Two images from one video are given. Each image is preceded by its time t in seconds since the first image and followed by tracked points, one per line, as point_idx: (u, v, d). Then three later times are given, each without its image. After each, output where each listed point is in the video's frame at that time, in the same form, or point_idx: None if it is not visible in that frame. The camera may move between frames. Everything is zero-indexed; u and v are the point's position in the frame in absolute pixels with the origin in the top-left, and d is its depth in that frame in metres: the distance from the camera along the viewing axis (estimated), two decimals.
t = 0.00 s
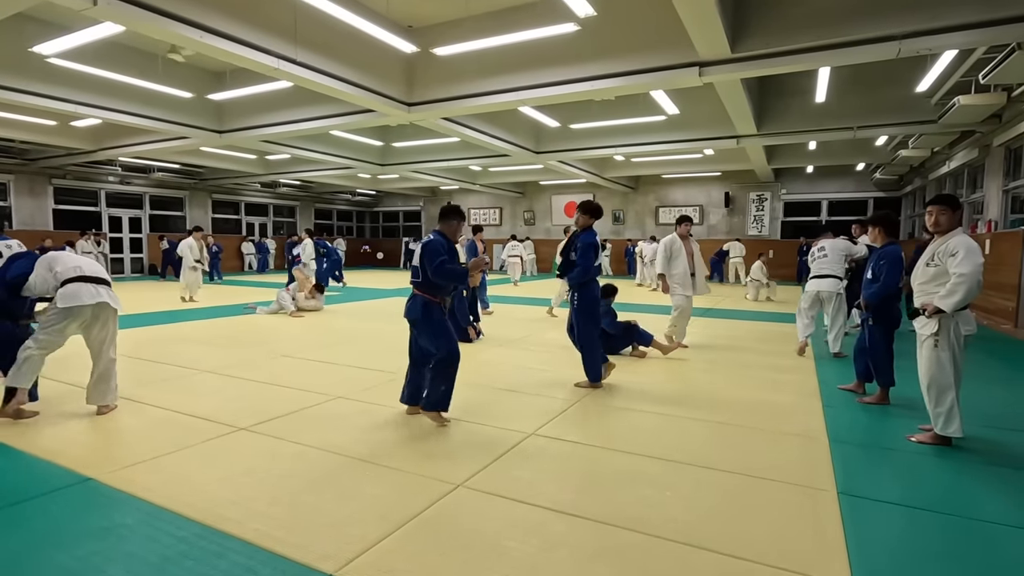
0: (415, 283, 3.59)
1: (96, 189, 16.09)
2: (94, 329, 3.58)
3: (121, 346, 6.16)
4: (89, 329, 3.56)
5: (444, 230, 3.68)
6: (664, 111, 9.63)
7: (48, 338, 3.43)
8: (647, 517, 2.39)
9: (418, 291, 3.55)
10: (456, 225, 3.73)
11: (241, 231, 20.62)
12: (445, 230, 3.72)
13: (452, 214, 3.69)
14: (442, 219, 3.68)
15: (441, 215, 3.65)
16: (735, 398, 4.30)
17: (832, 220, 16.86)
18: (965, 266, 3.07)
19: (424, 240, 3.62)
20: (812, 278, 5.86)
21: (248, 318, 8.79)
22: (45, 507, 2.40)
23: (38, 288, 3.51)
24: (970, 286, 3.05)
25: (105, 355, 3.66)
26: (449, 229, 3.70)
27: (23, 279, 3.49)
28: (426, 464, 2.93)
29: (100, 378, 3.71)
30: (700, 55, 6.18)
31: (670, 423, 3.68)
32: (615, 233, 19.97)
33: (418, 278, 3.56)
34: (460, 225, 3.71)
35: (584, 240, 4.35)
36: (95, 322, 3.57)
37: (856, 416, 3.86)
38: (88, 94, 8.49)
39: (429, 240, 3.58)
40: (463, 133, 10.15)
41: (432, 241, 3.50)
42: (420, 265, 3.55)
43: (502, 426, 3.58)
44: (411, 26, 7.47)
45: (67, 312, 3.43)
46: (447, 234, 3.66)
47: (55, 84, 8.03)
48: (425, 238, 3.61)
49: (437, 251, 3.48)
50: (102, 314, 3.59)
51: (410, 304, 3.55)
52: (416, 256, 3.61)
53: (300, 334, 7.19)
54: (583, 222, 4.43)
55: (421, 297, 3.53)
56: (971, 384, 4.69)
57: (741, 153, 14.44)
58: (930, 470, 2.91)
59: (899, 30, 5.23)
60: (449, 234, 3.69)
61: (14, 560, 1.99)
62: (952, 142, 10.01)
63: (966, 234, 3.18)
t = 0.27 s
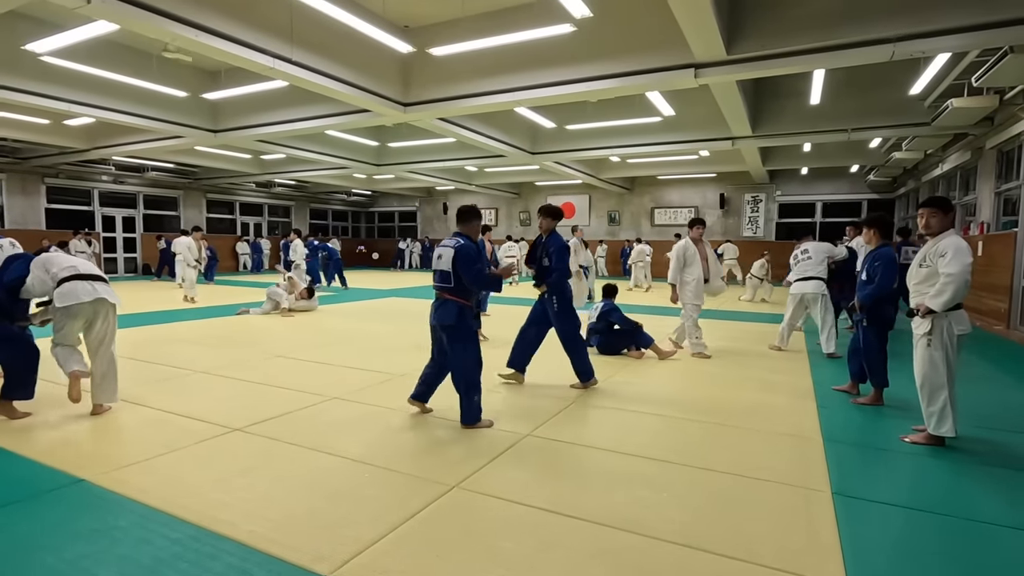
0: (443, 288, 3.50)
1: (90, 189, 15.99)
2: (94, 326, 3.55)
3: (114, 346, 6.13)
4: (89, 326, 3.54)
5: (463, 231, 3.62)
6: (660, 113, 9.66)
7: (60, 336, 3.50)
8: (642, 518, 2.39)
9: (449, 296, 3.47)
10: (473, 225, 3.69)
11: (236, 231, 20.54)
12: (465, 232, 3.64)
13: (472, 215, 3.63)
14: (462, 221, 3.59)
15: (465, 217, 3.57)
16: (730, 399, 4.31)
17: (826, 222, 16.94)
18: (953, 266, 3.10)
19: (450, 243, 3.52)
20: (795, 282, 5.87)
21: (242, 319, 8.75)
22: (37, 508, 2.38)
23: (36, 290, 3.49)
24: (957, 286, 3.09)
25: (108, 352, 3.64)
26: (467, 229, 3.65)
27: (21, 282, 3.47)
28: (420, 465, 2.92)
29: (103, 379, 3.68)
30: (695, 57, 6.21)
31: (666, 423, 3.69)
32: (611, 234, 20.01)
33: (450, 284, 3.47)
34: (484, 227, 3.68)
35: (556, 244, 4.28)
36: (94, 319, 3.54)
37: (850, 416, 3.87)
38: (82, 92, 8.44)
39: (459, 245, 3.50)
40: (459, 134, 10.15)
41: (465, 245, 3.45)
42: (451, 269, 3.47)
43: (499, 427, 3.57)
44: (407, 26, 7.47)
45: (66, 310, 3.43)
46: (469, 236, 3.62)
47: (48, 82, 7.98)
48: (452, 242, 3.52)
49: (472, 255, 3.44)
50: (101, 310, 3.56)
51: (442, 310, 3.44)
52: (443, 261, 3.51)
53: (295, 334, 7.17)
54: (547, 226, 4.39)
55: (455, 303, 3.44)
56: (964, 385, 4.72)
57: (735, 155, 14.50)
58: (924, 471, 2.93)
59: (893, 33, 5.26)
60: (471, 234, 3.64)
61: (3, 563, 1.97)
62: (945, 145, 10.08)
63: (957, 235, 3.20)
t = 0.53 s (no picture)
0: (473, 288, 3.50)
1: (83, 188, 15.89)
2: (80, 325, 3.53)
3: (108, 346, 6.09)
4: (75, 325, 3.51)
5: (481, 229, 3.64)
6: (656, 114, 9.68)
7: (47, 337, 3.52)
8: (639, 518, 2.39)
9: (482, 296, 3.50)
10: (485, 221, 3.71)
11: (231, 231, 20.45)
12: (481, 230, 3.65)
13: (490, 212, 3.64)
14: (481, 218, 3.59)
15: (486, 216, 3.55)
16: (726, 399, 4.32)
17: (820, 223, 17.02)
18: (946, 266, 3.12)
19: (479, 243, 3.53)
20: (779, 278, 6.07)
21: (237, 319, 8.72)
22: (30, 509, 2.37)
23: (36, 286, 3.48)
24: (949, 286, 3.11)
25: (96, 352, 3.60)
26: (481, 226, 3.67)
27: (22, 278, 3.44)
28: (417, 465, 2.91)
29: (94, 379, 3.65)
30: (691, 58, 6.22)
31: (661, 423, 3.70)
32: (606, 235, 20.05)
33: (484, 284, 3.50)
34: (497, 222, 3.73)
35: (524, 237, 4.29)
36: (80, 317, 3.51)
37: (844, 416, 3.89)
38: (75, 91, 8.39)
39: (490, 244, 3.52)
40: (456, 134, 10.14)
41: (499, 244, 3.50)
42: (484, 269, 3.49)
43: (495, 427, 3.56)
44: (403, 26, 7.45)
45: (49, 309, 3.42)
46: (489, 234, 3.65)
47: (41, 80, 7.92)
48: (481, 242, 3.53)
49: (506, 254, 3.51)
50: (87, 309, 3.53)
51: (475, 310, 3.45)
52: (475, 261, 3.51)
53: (291, 334, 7.14)
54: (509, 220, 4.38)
55: (488, 302, 3.48)
56: (957, 385, 4.75)
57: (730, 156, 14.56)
58: (919, 470, 2.94)
59: (887, 35, 5.29)
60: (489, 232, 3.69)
61: None
62: (938, 146, 10.14)
63: (950, 236, 3.22)
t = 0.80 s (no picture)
0: (497, 289, 3.50)
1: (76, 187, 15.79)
2: (68, 325, 3.51)
3: (101, 346, 6.05)
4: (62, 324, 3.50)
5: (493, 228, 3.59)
6: (651, 114, 9.71)
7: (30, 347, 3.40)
8: (635, 517, 2.39)
9: (506, 296, 3.51)
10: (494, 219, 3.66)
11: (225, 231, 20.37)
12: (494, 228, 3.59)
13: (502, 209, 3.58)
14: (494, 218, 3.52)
15: (499, 214, 3.52)
16: (721, 399, 4.33)
17: (814, 224, 17.11)
18: (939, 266, 3.14)
19: (498, 244, 3.48)
20: (768, 278, 6.10)
21: (232, 319, 8.69)
22: (22, 510, 2.35)
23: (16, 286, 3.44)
24: (942, 286, 3.13)
25: (85, 351, 3.57)
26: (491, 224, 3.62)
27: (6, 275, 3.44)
28: (412, 465, 2.91)
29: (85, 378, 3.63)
30: (686, 59, 6.24)
31: (657, 423, 3.70)
32: (602, 235, 20.09)
33: (507, 284, 3.49)
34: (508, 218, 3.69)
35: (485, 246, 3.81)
36: (67, 316, 3.50)
37: (839, 416, 3.90)
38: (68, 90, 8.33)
39: (510, 244, 3.48)
40: (452, 134, 10.14)
41: (519, 244, 3.47)
42: (506, 269, 3.47)
43: (491, 427, 3.56)
44: (399, 26, 7.44)
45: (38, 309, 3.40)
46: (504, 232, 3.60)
47: (33, 79, 7.87)
48: (500, 242, 3.48)
49: (526, 253, 3.49)
50: (75, 306, 3.52)
51: (501, 310, 3.47)
52: (496, 262, 3.47)
53: (285, 334, 7.12)
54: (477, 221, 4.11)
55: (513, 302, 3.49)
56: (950, 385, 4.77)
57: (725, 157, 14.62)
58: (913, 470, 2.96)
59: (881, 37, 5.33)
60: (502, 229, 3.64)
61: None
62: (931, 148, 10.22)
63: (944, 236, 3.24)
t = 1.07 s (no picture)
0: (528, 291, 3.50)
1: (70, 187, 15.70)
2: (50, 326, 3.49)
3: (95, 347, 6.02)
4: (46, 326, 3.47)
5: (518, 232, 3.59)
6: (647, 115, 9.72)
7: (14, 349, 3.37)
8: (630, 518, 2.39)
9: (537, 299, 3.53)
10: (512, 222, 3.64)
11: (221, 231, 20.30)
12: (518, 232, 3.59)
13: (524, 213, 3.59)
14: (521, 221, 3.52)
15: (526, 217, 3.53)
16: (716, 399, 4.34)
17: (810, 225, 17.17)
18: (936, 268, 3.16)
19: (531, 247, 3.49)
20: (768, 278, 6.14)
21: (227, 319, 8.65)
22: (13, 511, 2.33)
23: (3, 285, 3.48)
24: (939, 287, 3.15)
25: (71, 352, 3.53)
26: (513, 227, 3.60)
27: None
28: (407, 466, 2.90)
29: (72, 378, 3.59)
30: (682, 60, 6.25)
31: (653, 423, 3.71)
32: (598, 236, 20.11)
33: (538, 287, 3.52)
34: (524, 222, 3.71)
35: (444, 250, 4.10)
36: (48, 318, 3.47)
37: (834, 416, 3.91)
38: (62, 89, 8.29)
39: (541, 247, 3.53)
40: (448, 134, 10.13)
41: (550, 247, 3.54)
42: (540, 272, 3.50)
43: (487, 428, 3.56)
44: (396, 26, 7.43)
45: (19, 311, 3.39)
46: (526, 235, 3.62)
47: (26, 78, 7.83)
48: (533, 245, 3.50)
49: (554, 256, 3.58)
50: (54, 309, 3.47)
51: (535, 312, 3.50)
52: (530, 265, 3.47)
53: (281, 334, 7.10)
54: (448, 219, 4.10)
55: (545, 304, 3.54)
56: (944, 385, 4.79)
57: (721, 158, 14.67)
58: (908, 470, 2.96)
59: (875, 39, 5.35)
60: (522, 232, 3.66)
61: None
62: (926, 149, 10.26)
63: (940, 238, 3.26)
